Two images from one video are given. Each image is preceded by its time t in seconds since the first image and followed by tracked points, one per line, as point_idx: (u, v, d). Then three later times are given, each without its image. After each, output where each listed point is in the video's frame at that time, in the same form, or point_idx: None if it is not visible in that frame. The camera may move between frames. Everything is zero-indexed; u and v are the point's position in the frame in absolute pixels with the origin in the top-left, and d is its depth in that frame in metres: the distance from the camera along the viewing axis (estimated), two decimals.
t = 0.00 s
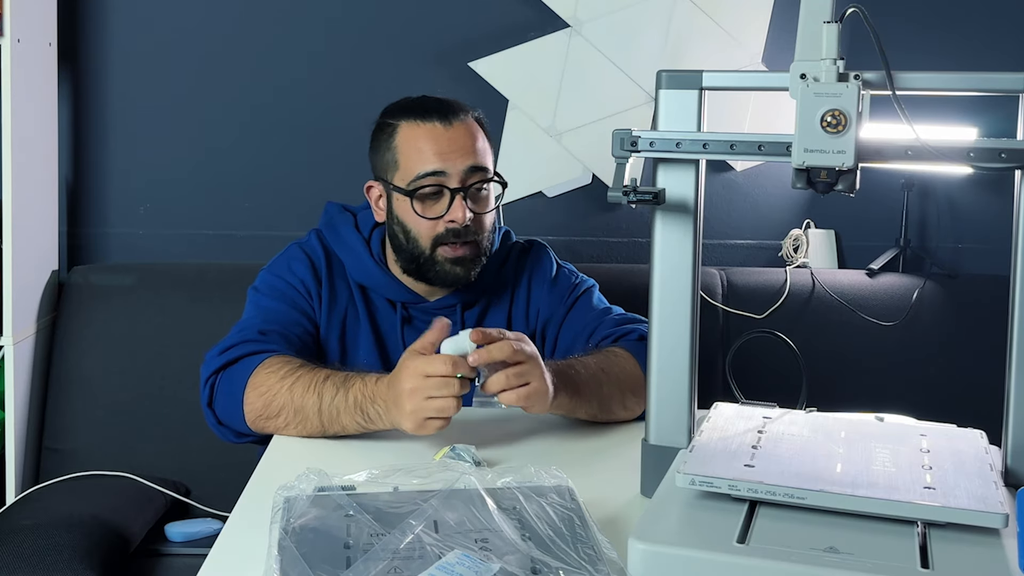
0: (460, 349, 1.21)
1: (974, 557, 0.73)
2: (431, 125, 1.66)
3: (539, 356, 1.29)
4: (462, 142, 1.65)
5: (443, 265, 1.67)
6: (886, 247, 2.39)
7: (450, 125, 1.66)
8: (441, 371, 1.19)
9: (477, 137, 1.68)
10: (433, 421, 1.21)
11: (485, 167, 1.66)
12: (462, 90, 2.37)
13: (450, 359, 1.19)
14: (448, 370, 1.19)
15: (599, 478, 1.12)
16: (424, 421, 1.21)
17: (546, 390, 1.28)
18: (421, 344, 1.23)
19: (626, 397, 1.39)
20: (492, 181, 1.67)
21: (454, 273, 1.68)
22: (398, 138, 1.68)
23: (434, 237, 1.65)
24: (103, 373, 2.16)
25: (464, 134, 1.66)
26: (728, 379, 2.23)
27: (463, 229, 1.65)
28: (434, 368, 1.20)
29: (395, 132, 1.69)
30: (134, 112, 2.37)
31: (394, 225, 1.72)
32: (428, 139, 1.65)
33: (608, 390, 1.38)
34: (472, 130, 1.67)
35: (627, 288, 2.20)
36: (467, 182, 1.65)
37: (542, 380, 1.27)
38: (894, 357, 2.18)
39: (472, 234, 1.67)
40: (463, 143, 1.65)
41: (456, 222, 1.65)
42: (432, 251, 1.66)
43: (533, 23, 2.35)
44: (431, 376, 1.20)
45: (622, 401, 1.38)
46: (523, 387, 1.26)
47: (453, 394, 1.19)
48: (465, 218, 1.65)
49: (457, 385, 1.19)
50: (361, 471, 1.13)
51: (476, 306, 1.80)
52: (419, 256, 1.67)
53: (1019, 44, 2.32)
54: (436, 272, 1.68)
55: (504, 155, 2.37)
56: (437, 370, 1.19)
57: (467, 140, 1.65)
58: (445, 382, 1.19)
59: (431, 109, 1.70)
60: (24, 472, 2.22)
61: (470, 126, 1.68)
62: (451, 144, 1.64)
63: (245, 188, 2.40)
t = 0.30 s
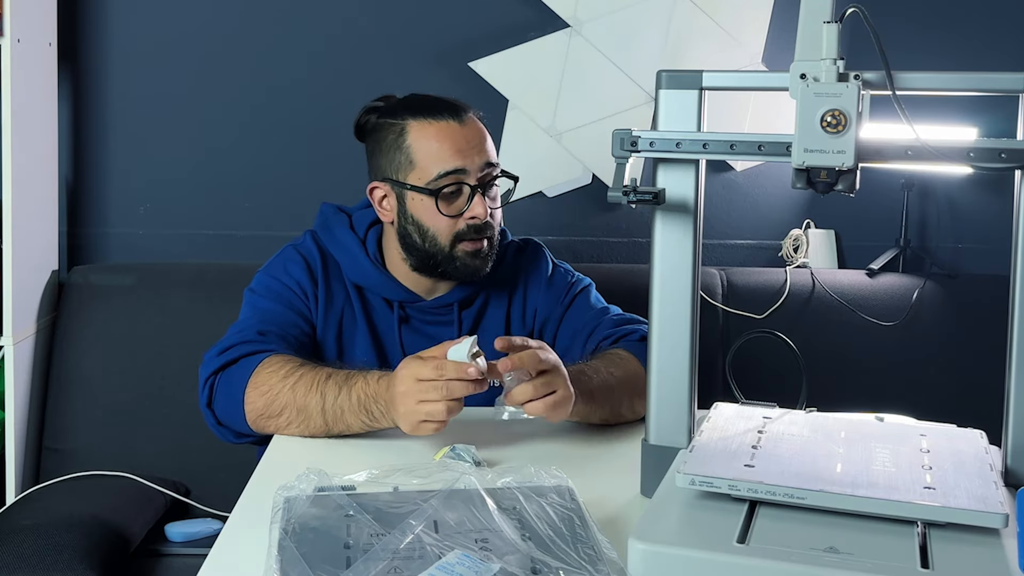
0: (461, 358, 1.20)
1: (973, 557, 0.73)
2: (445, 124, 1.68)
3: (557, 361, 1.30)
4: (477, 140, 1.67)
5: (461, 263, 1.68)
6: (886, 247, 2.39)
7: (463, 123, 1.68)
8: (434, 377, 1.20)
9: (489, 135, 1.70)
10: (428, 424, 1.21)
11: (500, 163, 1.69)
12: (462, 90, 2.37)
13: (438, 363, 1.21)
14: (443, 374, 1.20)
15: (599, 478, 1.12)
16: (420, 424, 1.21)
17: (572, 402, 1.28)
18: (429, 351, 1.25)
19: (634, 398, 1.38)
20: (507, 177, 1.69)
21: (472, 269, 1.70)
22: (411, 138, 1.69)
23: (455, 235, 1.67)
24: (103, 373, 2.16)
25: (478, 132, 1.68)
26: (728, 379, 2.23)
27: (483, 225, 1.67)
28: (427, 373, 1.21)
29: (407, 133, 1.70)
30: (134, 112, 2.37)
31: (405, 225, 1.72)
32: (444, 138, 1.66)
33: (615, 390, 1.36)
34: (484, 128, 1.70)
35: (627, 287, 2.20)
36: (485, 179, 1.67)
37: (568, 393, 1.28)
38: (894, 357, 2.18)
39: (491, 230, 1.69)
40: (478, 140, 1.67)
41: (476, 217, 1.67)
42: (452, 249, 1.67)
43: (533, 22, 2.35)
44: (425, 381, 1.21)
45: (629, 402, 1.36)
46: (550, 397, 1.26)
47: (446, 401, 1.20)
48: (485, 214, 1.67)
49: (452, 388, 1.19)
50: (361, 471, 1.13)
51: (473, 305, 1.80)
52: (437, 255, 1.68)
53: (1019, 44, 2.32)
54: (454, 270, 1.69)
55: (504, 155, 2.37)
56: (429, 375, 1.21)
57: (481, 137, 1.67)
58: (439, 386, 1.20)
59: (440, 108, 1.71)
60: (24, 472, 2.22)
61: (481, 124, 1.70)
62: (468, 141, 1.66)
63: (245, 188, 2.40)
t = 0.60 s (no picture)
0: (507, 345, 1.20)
1: (973, 557, 0.73)
2: (433, 119, 1.69)
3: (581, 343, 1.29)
4: (465, 134, 1.68)
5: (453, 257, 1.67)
6: (886, 247, 2.39)
7: (451, 118, 1.69)
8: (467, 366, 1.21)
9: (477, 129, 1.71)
10: (450, 416, 1.22)
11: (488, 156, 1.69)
12: (462, 90, 2.37)
13: (465, 354, 1.22)
14: (468, 365, 1.21)
15: (598, 478, 1.11)
16: (442, 415, 1.22)
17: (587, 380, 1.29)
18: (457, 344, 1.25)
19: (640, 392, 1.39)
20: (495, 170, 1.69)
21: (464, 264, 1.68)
22: (400, 135, 1.70)
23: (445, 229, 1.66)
24: (103, 373, 2.16)
25: (466, 126, 1.68)
26: (728, 379, 2.23)
27: (473, 218, 1.67)
28: (455, 363, 1.22)
29: (396, 130, 1.71)
30: (134, 112, 2.37)
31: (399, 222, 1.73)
32: (432, 132, 1.67)
33: (622, 384, 1.39)
34: (472, 122, 1.70)
35: (627, 287, 2.20)
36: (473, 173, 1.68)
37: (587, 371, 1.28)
38: (894, 358, 2.18)
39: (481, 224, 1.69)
40: (466, 134, 1.68)
41: (466, 211, 1.66)
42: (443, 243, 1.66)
43: (533, 23, 2.35)
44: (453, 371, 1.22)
45: (637, 396, 1.38)
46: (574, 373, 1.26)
47: (470, 392, 1.20)
48: (475, 207, 1.67)
49: (477, 379, 1.20)
50: (360, 471, 1.13)
51: (469, 304, 1.81)
52: (428, 250, 1.67)
53: (1019, 44, 2.32)
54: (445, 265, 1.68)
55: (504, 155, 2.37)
56: (456, 365, 1.22)
57: (468, 131, 1.68)
58: (466, 376, 1.20)
59: (428, 105, 1.72)
60: (24, 472, 2.22)
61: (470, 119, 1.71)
62: (455, 135, 1.67)
63: (245, 188, 2.40)
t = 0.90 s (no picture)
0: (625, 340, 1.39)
1: (973, 557, 0.73)
2: (401, 118, 1.68)
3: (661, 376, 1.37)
4: (434, 132, 1.67)
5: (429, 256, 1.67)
6: (886, 247, 2.39)
7: (420, 117, 1.68)
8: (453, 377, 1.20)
9: (448, 126, 1.70)
10: (432, 425, 1.20)
11: (460, 153, 1.68)
12: (462, 90, 2.37)
13: (451, 362, 1.21)
14: (455, 375, 1.20)
15: (598, 478, 1.11)
16: (424, 424, 1.20)
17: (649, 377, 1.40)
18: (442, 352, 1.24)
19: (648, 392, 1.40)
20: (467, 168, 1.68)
21: (441, 263, 1.68)
22: (370, 135, 1.70)
23: (418, 228, 1.66)
24: (103, 374, 2.15)
25: (435, 124, 1.67)
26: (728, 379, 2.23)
27: (447, 217, 1.67)
28: (442, 370, 1.21)
29: (367, 130, 1.71)
30: (134, 112, 2.37)
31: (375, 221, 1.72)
32: (401, 132, 1.66)
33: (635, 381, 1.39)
34: (442, 119, 1.69)
35: (627, 287, 2.20)
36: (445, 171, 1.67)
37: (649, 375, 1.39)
38: (894, 358, 2.18)
39: (455, 222, 1.68)
40: (435, 132, 1.67)
41: (438, 210, 1.66)
42: (417, 242, 1.66)
43: (533, 23, 2.35)
44: (440, 379, 1.21)
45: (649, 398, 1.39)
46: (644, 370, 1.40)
47: (453, 401, 1.19)
48: (446, 206, 1.66)
49: (461, 391, 1.18)
50: (359, 471, 1.13)
51: (459, 302, 1.80)
52: (405, 249, 1.66)
53: (1018, 43, 2.32)
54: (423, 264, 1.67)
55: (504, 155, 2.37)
56: (443, 373, 1.21)
57: (438, 129, 1.67)
58: (452, 386, 1.19)
59: (399, 103, 1.71)
60: (24, 472, 2.22)
61: (441, 117, 1.70)
62: (425, 134, 1.66)
63: (245, 188, 2.40)
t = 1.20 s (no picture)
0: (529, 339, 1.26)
1: (973, 557, 0.73)
2: (389, 131, 1.65)
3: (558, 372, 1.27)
4: (422, 146, 1.64)
5: (418, 269, 1.67)
6: (886, 247, 2.39)
7: (409, 129, 1.64)
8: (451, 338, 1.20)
9: (439, 137, 1.66)
10: (439, 388, 1.22)
11: (448, 167, 1.65)
12: (462, 90, 2.37)
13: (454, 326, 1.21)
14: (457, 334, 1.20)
15: (599, 478, 1.11)
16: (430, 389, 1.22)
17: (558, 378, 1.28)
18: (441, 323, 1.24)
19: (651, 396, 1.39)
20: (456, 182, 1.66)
21: (430, 275, 1.68)
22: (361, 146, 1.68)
23: (404, 243, 1.65)
24: (103, 374, 2.16)
25: (423, 138, 1.64)
26: (728, 379, 2.23)
27: (433, 232, 1.65)
28: (442, 337, 1.21)
29: (358, 140, 1.69)
30: (134, 112, 2.37)
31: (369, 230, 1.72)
32: (387, 147, 1.64)
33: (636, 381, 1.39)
34: (432, 131, 1.65)
35: (627, 287, 2.20)
36: (432, 186, 1.65)
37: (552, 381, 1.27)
38: (894, 358, 2.18)
39: (442, 236, 1.67)
40: (423, 146, 1.64)
41: (423, 226, 1.65)
42: (406, 256, 1.66)
43: (533, 23, 2.35)
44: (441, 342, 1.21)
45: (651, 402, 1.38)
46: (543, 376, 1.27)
47: (456, 356, 1.20)
48: (431, 222, 1.65)
49: (463, 345, 1.19)
50: (359, 471, 1.13)
51: (465, 306, 1.80)
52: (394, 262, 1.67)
53: (1018, 43, 2.32)
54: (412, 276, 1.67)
55: (504, 155, 2.37)
56: (446, 339, 1.20)
57: (427, 144, 1.64)
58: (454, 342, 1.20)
59: (391, 112, 1.68)
60: (24, 472, 2.22)
61: (432, 129, 1.66)
62: (412, 149, 1.63)
63: (244, 188, 2.40)
